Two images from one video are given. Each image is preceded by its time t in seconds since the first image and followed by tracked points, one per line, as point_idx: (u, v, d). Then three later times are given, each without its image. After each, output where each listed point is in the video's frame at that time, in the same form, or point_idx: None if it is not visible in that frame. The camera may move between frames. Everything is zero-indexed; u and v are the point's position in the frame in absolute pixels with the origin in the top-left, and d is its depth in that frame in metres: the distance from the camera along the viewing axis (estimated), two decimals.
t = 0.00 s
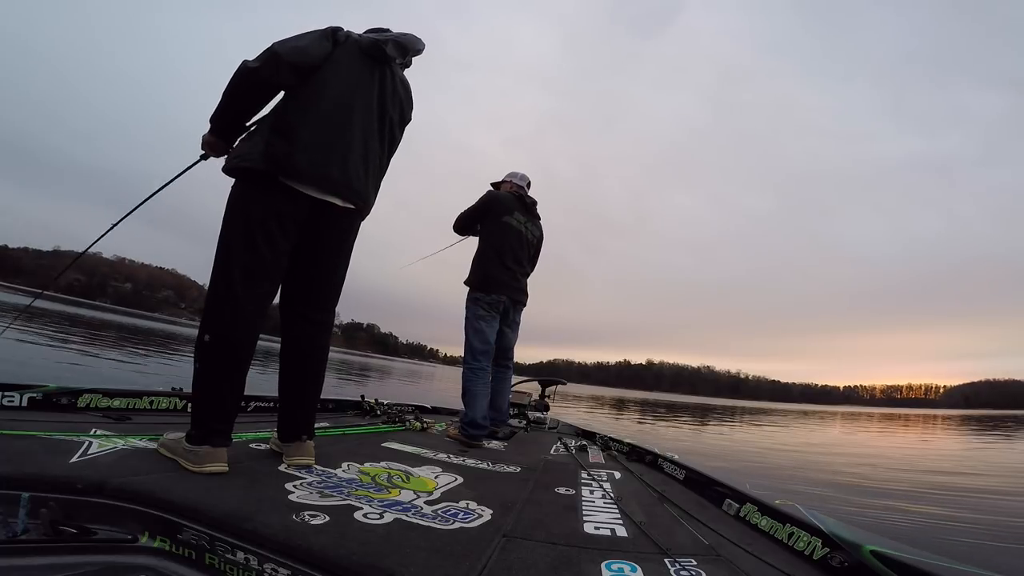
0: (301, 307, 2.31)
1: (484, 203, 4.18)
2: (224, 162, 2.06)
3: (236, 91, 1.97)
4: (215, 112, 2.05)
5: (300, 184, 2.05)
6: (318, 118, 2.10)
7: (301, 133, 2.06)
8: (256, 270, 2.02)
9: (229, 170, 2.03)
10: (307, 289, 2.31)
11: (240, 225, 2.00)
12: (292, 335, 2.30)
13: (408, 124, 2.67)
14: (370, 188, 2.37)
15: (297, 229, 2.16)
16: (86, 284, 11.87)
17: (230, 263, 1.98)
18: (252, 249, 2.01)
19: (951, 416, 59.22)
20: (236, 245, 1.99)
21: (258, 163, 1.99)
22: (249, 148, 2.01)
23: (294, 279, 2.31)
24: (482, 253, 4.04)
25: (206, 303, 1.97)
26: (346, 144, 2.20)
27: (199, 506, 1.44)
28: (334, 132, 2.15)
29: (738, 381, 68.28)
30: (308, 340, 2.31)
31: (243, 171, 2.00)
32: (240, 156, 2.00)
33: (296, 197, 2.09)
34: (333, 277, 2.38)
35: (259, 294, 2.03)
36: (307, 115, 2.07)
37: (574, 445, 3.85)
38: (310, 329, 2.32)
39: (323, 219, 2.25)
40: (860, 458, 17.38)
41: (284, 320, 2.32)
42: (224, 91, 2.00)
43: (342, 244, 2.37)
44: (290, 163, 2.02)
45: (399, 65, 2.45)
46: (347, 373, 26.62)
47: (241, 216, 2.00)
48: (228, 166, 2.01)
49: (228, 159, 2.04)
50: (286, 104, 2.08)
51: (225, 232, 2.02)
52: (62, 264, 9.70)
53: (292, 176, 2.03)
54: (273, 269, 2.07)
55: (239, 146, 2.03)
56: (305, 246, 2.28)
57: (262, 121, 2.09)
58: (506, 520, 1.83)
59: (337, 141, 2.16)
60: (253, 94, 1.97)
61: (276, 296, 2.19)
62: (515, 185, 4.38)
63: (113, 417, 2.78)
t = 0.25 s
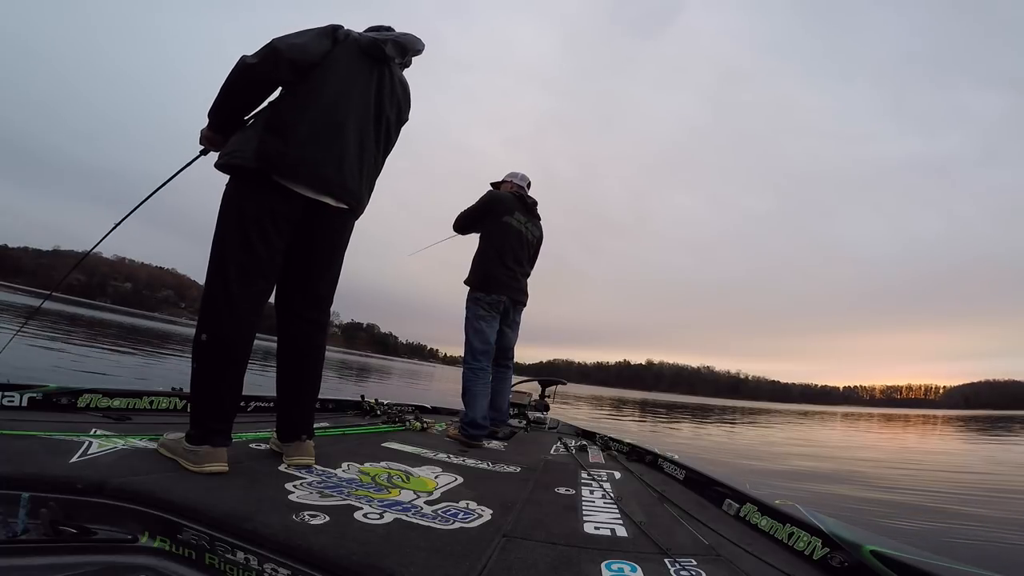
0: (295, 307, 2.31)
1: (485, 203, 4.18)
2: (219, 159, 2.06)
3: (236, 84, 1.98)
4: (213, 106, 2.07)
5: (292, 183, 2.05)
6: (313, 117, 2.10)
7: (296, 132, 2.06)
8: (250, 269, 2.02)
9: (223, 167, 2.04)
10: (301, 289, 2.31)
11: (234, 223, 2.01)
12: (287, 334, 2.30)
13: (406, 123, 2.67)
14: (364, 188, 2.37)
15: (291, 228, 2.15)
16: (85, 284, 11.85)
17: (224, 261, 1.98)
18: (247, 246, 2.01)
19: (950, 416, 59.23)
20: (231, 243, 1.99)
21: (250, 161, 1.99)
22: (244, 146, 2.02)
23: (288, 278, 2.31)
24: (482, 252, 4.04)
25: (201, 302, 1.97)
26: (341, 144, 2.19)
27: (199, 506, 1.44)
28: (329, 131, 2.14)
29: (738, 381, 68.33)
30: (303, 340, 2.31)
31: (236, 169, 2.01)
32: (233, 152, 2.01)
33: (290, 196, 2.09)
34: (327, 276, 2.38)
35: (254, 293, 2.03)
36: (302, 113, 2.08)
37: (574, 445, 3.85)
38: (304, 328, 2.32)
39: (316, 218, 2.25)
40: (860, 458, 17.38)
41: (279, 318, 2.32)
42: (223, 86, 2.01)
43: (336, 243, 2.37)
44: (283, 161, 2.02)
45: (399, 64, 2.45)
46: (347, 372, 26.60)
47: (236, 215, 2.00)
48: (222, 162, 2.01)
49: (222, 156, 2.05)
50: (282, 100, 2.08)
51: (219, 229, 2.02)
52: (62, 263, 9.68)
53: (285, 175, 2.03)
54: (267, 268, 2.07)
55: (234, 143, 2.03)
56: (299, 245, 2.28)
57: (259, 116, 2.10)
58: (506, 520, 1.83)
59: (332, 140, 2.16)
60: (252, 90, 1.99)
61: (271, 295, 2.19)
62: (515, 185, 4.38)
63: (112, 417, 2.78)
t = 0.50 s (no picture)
0: (290, 305, 2.31)
1: (485, 203, 4.18)
2: (213, 158, 2.07)
3: (228, 83, 1.98)
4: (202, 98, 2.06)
5: (284, 181, 2.05)
6: (307, 114, 2.10)
7: (288, 130, 2.06)
8: (243, 268, 2.02)
9: (216, 166, 2.04)
10: (296, 288, 2.31)
11: (228, 221, 2.01)
12: (282, 332, 2.30)
13: (402, 121, 2.67)
14: (359, 185, 2.37)
15: (285, 227, 2.15)
16: (85, 284, 11.83)
17: (218, 260, 1.97)
18: (242, 245, 2.01)
19: (950, 416, 59.27)
20: (225, 241, 1.99)
21: (241, 159, 1.99)
22: (237, 143, 2.02)
23: (283, 277, 2.30)
24: (481, 253, 4.04)
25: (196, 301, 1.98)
26: (335, 141, 2.19)
27: (199, 506, 1.44)
28: (322, 128, 2.14)
29: (738, 381, 68.36)
30: (298, 339, 2.31)
31: (229, 168, 2.01)
32: (226, 151, 2.01)
33: (285, 194, 2.09)
34: (321, 274, 2.38)
35: (248, 291, 2.03)
36: (295, 111, 2.07)
37: (574, 445, 3.85)
38: (300, 327, 2.32)
39: (310, 216, 2.25)
40: (860, 459, 17.38)
41: (274, 317, 2.32)
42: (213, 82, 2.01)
43: (331, 241, 2.37)
44: (276, 159, 2.02)
45: (394, 61, 2.45)
46: (347, 372, 26.59)
47: (229, 213, 2.01)
48: (216, 160, 2.01)
49: (214, 153, 2.05)
50: (276, 98, 2.08)
51: (213, 228, 2.02)
52: (62, 263, 9.68)
53: (277, 173, 2.03)
54: (261, 266, 2.07)
55: (227, 141, 2.04)
56: (294, 243, 2.28)
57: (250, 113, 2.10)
58: (505, 520, 1.83)
59: (325, 138, 2.16)
60: (236, 89, 1.99)
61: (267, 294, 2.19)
62: (515, 185, 4.37)
63: (112, 417, 2.78)
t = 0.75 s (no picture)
0: (291, 305, 2.31)
1: (484, 203, 4.18)
2: (209, 158, 2.07)
3: (215, 83, 1.97)
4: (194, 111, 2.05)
5: (281, 179, 2.04)
6: (300, 112, 2.10)
7: (283, 128, 2.05)
8: (241, 267, 2.01)
9: (214, 165, 2.04)
10: (295, 286, 2.31)
11: (226, 221, 2.01)
12: (281, 332, 2.30)
13: (400, 118, 2.67)
14: (357, 183, 2.37)
15: (284, 225, 2.15)
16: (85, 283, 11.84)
17: (217, 260, 1.97)
18: (241, 244, 2.01)
19: (949, 416, 59.20)
20: (224, 241, 1.99)
21: (236, 158, 1.99)
22: (232, 142, 2.02)
23: (283, 276, 2.30)
24: (481, 252, 4.04)
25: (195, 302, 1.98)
26: (330, 139, 2.19)
27: (199, 506, 1.44)
28: (317, 126, 2.14)
29: (738, 381, 68.38)
30: (298, 338, 2.31)
31: (226, 166, 2.01)
32: (221, 150, 2.02)
33: (282, 192, 2.09)
34: (321, 273, 2.38)
35: (246, 291, 2.02)
36: (288, 109, 2.07)
37: (574, 445, 3.85)
38: (300, 326, 2.32)
39: (310, 215, 2.25)
40: (860, 459, 17.39)
41: (274, 316, 2.32)
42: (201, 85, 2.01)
43: (330, 240, 2.36)
44: (272, 155, 2.02)
45: (390, 58, 2.45)
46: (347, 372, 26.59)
47: (227, 213, 2.00)
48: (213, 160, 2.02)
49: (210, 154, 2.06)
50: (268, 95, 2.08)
51: (212, 227, 2.02)
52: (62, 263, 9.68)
53: (274, 171, 2.02)
54: (260, 265, 2.06)
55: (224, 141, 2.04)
56: (293, 242, 2.28)
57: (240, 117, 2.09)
58: (505, 520, 1.83)
59: (319, 135, 2.16)
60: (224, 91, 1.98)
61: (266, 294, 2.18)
62: (516, 185, 4.36)
63: (112, 417, 2.78)
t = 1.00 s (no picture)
0: (289, 304, 2.31)
1: (484, 203, 4.17)
2: (208, 157, 2.07)
3: (226, 77, 1.97)
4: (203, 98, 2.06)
5: (278, 177, 2.04)
6: (301, 110, 2.10)
7: (283, 126, 2.05)
8: (239, 266, 2.01)
9: (212, 164, 2.05)
10: (293, 285, 2.31)
11: (224, 219, 2.01)
12: (280, 331, 2.29)
13: (399, 118, 2.67)
14: (355, 182, 2.37)
15: (282, 223, 2.15)
16: (85, 283, 11.85)
17: (215, 259, 1.98)
18: (239, 243, 2.01)
19: (949, 416, 59.20)
20: (222, 241, 1.99)
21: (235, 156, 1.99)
22: (231, 140, 2.02)
23: (282, 276, 2.30)
24: (481, 253, 4.04)
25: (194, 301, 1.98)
26: (329, 137, 2.19)
27: (199, 506, 1.44)
28: (317, 124, 2.14)
29: (738, 381, 68.39)
30: (297, 337, 2.30)
31: (224, 165, 2.01)
32: (221, 148, 2.02)
33: (281, 191, 2.09)
34: (319, 272, 2.38)
35: (244, 289, 2.02)
36: (289, 107, 2.07)
37: (575, 445, 3.85)
38: (299, 325, 2.31)
39: (308, 213, 2.25)
40: (860, 459, 17.37)
41: (273, 316, 2.32)
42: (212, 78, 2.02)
43: (328, 238, 2.36)
44: (272, 154, 2.02)
45: (389, 58, 2.45)
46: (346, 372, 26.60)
47: (225, 211, 2.01)
48: (212, 159, 2.02)
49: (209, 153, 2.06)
50: (271, 93, 2.08)
51: (209, 226, 2.02)
52: (62, 263, 9.69)
53: (271, 169, 2.02)
54: (258, 263, 2.06)
55: (223, 138, 2.04)
56: (292, 241, 2.28)
57: (250, 110, 2.10)
58: (505, 520, 1.83)
59: (319, 134, 2.16)
60: (238, 82, 1.98)
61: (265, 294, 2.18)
62: (515, 184, 4.37)
63: (112, 417, 2.78)
